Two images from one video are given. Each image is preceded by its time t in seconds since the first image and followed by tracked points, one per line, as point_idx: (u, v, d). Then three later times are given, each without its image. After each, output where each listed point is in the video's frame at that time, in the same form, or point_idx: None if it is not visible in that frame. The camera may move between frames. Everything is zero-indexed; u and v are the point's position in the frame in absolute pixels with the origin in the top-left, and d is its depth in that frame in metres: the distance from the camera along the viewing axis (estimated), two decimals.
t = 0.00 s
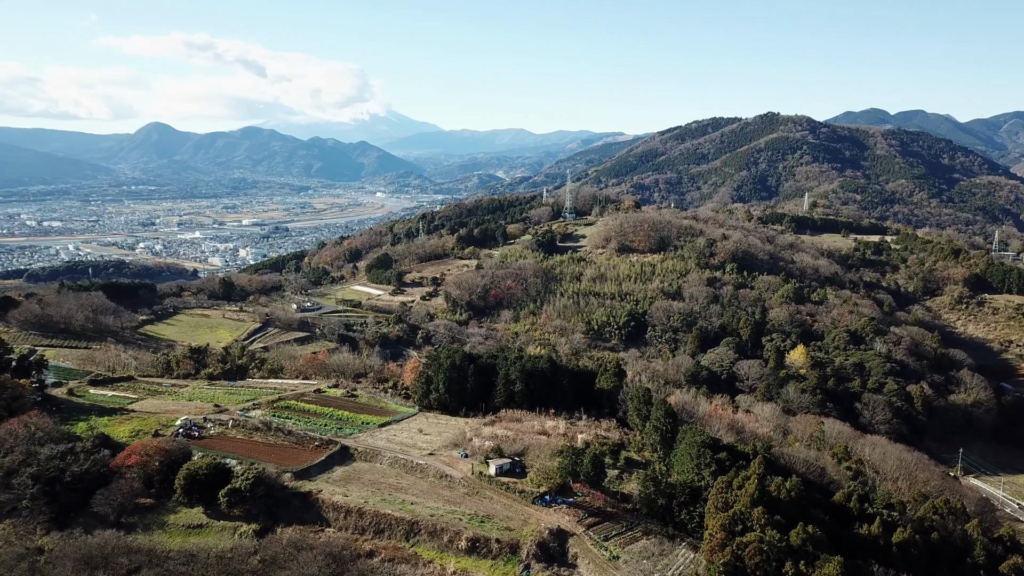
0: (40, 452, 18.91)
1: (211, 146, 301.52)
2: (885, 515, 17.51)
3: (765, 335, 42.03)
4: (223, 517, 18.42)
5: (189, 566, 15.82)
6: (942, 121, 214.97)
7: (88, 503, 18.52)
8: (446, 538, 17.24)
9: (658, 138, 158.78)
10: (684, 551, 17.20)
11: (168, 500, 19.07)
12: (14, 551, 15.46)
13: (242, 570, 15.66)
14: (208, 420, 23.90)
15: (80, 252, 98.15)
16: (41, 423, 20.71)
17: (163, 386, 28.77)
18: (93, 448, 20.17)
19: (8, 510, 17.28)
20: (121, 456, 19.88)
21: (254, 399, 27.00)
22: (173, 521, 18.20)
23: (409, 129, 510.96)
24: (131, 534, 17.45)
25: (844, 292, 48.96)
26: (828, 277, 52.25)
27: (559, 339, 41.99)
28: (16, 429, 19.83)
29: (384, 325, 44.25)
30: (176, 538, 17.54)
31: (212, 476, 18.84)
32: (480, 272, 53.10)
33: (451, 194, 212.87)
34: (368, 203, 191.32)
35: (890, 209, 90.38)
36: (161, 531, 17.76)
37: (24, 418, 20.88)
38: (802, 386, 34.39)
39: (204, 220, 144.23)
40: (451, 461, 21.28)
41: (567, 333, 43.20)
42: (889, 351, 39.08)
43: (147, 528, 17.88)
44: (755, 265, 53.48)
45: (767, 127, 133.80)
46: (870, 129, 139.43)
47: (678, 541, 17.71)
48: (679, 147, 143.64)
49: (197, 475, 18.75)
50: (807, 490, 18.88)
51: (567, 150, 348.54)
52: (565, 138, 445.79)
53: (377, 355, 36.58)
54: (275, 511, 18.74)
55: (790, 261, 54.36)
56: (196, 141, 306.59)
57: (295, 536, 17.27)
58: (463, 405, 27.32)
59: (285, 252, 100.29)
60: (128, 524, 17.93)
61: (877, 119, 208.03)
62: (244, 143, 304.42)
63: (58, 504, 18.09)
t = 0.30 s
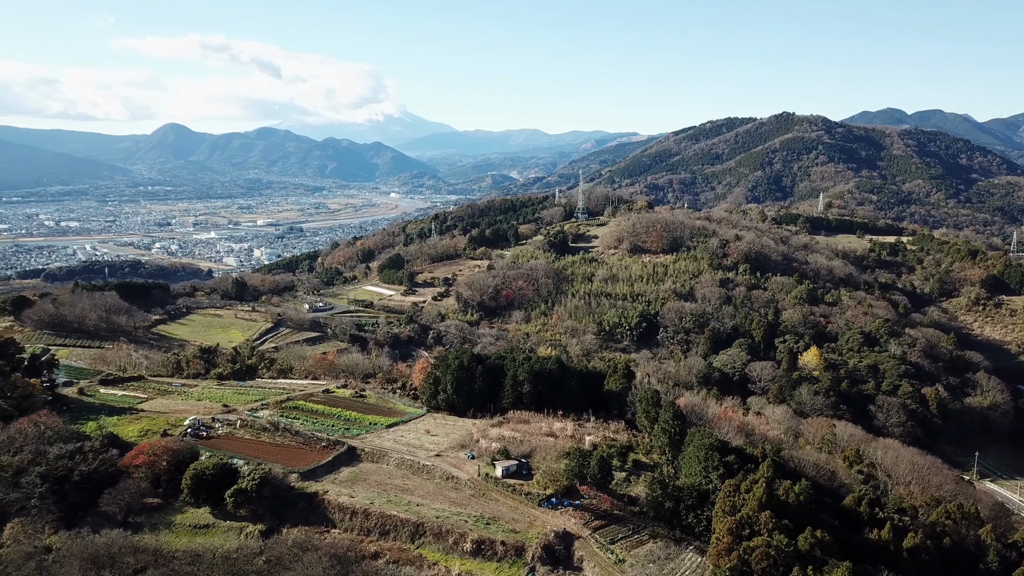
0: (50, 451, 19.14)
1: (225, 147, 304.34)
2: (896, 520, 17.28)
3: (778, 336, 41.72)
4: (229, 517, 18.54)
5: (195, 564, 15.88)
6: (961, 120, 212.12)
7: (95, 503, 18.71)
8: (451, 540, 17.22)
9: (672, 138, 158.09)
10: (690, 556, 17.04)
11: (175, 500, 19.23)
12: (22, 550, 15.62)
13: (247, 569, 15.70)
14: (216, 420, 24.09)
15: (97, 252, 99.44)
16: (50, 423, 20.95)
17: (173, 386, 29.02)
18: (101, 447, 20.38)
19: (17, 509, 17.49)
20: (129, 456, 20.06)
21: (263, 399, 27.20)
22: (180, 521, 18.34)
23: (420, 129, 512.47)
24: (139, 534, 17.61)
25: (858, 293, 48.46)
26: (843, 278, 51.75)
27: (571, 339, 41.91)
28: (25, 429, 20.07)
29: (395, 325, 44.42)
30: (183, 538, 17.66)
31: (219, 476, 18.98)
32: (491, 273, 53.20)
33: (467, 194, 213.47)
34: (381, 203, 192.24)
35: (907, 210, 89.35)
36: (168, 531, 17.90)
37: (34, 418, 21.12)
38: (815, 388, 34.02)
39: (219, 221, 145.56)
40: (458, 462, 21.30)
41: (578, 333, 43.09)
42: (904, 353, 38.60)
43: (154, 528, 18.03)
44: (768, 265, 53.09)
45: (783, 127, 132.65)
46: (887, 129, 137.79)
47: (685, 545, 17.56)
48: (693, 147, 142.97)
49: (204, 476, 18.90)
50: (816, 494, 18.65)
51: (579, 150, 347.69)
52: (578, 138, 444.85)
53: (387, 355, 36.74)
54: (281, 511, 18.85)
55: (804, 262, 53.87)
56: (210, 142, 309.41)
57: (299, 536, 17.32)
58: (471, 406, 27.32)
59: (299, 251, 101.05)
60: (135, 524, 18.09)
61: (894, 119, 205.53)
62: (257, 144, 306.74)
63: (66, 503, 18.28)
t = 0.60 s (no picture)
0: (58, 450, 19.38)
1: (239, 147, 307.08)
2: (907, 525, 17.06)
3: (791, 338, 41.40)
4: (237, 517, 18.67)
5: (200, 563, 16.00)
6: (980, 120, 209.17)
7: (103, 502, 18.91)
8: (457, 542, 17.20)
9: (686, 138, 157.36)
10: (696, 559, 16.94)
11: (182, 500, 19.39)
12: (30, 548, 15.79)
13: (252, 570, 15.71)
14: (225, 420, 24.30)
15: (115, 252, 100.80)
16: (60, 422, 21.19)
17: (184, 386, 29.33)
18: (110, 447, 20.59)
19: (25, 508, 17.70)
20: (137, 455, 20.25)
21: (271, 399, 27.39)
22: (188, 520, 18.52)
23: (432, 129, 513.83)
24: (147, 533, 17.81)
25: (872, 294, 47.91)
26: (857, 278, 51.21)
27: (582, 340, 41.81)
28: (35, 428, 20.32)
29: (407, 325, 44.58)
30: (191, 537, 17.84)
31: (225, 476, 19.12)
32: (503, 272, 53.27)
33: (482, 194, 213.80)
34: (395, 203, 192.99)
35: (924, 210, 88.25)
36: (174, 530, 18.05)
37: (43, 417, 21.38)
38: (829, 389, 33.68)
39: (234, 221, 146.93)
40: (464, 464, 21.31)
41: (589, 334, 42.98)
42: (919, 355, 38.15)
43: (160, 527, 18.18)
44: (781, 265, 52.68)
45: (798, 127, 131.42)
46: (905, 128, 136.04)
47: (691, 548, 17.45)
48: (707, 147, 142.18)
49: (211, 475, 19.06)
50: (825, 497, 18.43)
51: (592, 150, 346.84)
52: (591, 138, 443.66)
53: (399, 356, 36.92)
54: (286, 512, 18.95)
55: (818, 263, 53.33)
56: (225, 143, 312.31)
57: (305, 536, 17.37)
58: (480, 407, 27.33)
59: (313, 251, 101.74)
60: (141, 522, 18.28)
61: (911, 118, 203.16)
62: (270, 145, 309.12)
63: (75, 501, 18.52)
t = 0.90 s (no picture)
0: (67, 449, 19.60)
1: (253, 148, 309.93)
2: (917, 529, 16.84)
3: (804, 339, 41.04)
4: (243, 517, 18.82)
5: (206, 562, 16.09)
6: (1000, 119, 206.02)
7: (111, 501, 19.09)
8: (461, 544, 17.17)
9: (700, 138, 156.43)
10: (703, 562, 16.87)
11: (189, 500, 19.56)
12: (38, 546, 15.93)
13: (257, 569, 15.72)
14: (233, 420, 24.48)
15: (132, 252, 102.14)
16: (69, 421, 21.43)
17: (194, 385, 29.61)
18: (118, 446, 20.80)
19: (34, 506, 17.88)
20: (145, 455, 20.46)
21: (279, 399, 27.56)
22: (195, 520, 18.68)
23: (444, 129, 514.99)
24: (153, 532, 18.00)
25: (887, 294, 47.32)
26: (872, 279, 50.68)
27: (593, 341, 41.70)
28: (44, 427, 20.57)
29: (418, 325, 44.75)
30: (197, 537, 17.99)
31: (232, 476, 19.26)
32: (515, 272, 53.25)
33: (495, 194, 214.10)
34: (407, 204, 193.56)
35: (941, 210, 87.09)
36: (181, 530, 18.21)
37: (53, 416, 21.63)
38: (842, 391, 33.35)
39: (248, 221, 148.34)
40: (471, 465, 21.32)
41: (600, 335, 42.87)
42: (934, 356, 37.62)
43: (167, 527, 18.34)
44: (795, 266, 52.20)
45: (813, 126, 130.18)
46: (922, 127, 134.36)
47: (698, 551, 17.37)
48: (721, 147, 141.26)
49: (218, 475, 19.22)
50: (834, 501, 18.23)
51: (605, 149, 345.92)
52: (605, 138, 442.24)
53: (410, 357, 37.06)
54: (292, 512, 19.06)
55: (833, 263, 52.79)
56: (242, 143, 315.12)
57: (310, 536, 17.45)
58: (487, 408, 27.33)
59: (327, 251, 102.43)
60: (148, 522, 18.46)
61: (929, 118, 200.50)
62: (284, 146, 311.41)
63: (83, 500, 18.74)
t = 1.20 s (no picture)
0: (77, 449, 19.85)
1: (268, 150, 312.85)
2: (928, 534, 16.61)
3: (818, 340, 40.62)
4: (249, 516, 18.99)
5: (212, 561, 16.16)
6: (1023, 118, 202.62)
7: (119, 500, 19.32)
8: (466, 546, 17.16)
9: (715, 138, 155.37)
10: (708, 566, 16.70)
11: (195, 500, 19.77)
12: (46, 545, 16.13)
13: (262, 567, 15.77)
14: (241, 420, 24.68)
15: (150, 251, 103.49)
16: (79, 419, 21.71)
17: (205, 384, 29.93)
18: (127, 445, 21.04)
19: (44, 505, 18.09)
20: (153, 454, 20.67)
21: (288, 399, 27.75)
22: (202, 519, 18.89)
23: (457, 129, 515.84)
24: (161, 531, 18.23)
25: (904, 295, 46.66)
26: (888, 280, 50.08)
27: (605, 341, 41.59)
28: (55, 425, 20.87)
29: (430, 325, 44.89)
30: (203, 536, 18.18)
31: (238, 476, 19.41)
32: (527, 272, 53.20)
33: (511, 194, 213.74)
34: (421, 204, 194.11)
35: (960, 210, 85.78)
36: (188, 529, 18.40)
37: (63, 415, 21.92)
38: (856, 393, 32.97)
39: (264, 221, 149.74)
40: (477, 466, 21.32)
41: (613, 335, 42.75)
42: (951, 358, 37.13)
43: (174, 526, 18.56)
44: (810, 266, 51.64)
45: (830, 126, 128.75)
46: (942, 126, 132.40)
47: (705, 555, 17.25)
48: (738, 147, 140.15)
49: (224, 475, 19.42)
50: (844, 505, 18.02)
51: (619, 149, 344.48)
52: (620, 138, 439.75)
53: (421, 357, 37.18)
54: (299, 512, 19.19)
55: (848, 264, 52.21)
56: (258, 144, 318.07)
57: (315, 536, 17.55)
58: (496, 409, 27.25)
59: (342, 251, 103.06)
60: (155, 521, 18.64)
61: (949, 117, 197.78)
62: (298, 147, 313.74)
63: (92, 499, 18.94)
